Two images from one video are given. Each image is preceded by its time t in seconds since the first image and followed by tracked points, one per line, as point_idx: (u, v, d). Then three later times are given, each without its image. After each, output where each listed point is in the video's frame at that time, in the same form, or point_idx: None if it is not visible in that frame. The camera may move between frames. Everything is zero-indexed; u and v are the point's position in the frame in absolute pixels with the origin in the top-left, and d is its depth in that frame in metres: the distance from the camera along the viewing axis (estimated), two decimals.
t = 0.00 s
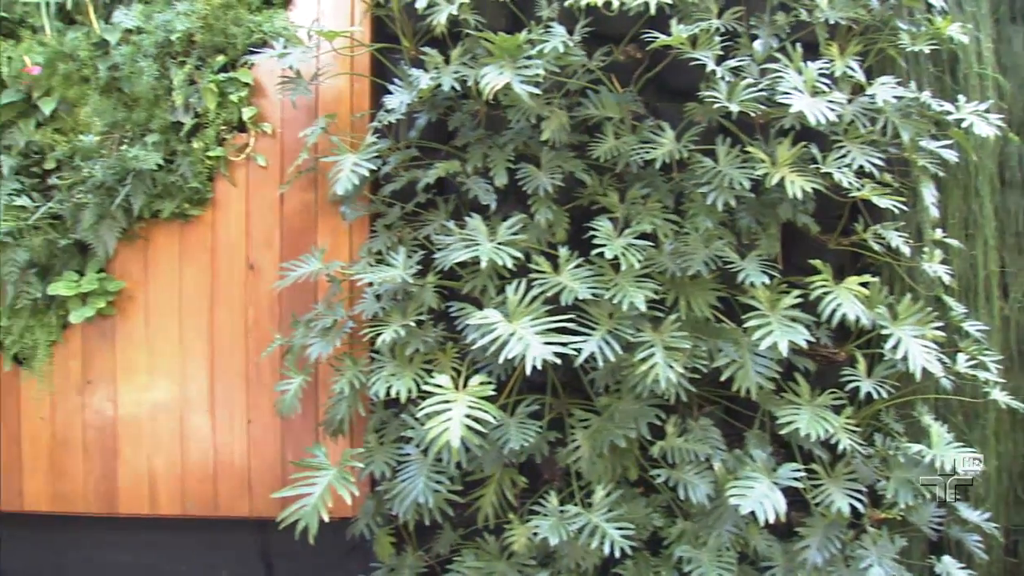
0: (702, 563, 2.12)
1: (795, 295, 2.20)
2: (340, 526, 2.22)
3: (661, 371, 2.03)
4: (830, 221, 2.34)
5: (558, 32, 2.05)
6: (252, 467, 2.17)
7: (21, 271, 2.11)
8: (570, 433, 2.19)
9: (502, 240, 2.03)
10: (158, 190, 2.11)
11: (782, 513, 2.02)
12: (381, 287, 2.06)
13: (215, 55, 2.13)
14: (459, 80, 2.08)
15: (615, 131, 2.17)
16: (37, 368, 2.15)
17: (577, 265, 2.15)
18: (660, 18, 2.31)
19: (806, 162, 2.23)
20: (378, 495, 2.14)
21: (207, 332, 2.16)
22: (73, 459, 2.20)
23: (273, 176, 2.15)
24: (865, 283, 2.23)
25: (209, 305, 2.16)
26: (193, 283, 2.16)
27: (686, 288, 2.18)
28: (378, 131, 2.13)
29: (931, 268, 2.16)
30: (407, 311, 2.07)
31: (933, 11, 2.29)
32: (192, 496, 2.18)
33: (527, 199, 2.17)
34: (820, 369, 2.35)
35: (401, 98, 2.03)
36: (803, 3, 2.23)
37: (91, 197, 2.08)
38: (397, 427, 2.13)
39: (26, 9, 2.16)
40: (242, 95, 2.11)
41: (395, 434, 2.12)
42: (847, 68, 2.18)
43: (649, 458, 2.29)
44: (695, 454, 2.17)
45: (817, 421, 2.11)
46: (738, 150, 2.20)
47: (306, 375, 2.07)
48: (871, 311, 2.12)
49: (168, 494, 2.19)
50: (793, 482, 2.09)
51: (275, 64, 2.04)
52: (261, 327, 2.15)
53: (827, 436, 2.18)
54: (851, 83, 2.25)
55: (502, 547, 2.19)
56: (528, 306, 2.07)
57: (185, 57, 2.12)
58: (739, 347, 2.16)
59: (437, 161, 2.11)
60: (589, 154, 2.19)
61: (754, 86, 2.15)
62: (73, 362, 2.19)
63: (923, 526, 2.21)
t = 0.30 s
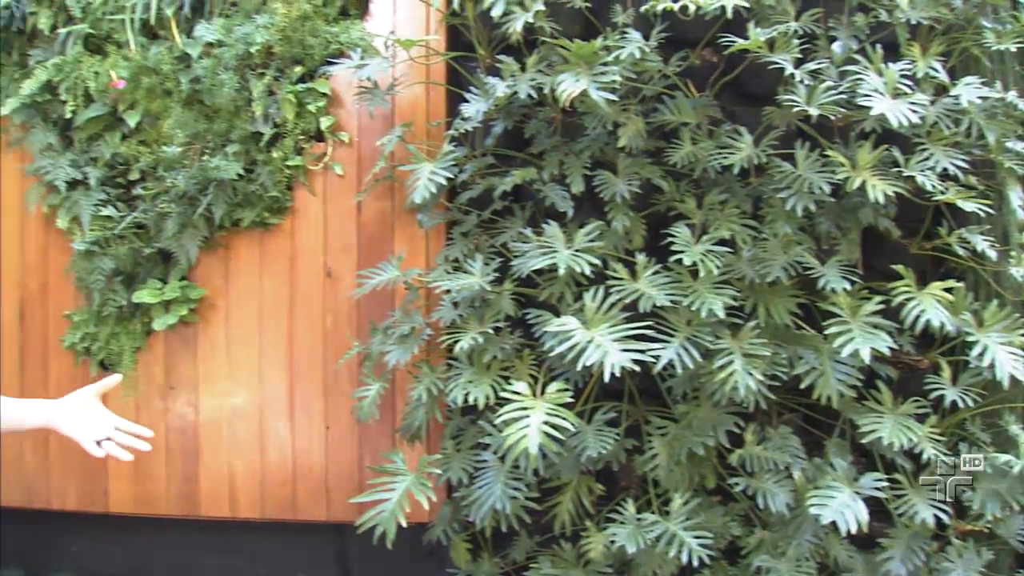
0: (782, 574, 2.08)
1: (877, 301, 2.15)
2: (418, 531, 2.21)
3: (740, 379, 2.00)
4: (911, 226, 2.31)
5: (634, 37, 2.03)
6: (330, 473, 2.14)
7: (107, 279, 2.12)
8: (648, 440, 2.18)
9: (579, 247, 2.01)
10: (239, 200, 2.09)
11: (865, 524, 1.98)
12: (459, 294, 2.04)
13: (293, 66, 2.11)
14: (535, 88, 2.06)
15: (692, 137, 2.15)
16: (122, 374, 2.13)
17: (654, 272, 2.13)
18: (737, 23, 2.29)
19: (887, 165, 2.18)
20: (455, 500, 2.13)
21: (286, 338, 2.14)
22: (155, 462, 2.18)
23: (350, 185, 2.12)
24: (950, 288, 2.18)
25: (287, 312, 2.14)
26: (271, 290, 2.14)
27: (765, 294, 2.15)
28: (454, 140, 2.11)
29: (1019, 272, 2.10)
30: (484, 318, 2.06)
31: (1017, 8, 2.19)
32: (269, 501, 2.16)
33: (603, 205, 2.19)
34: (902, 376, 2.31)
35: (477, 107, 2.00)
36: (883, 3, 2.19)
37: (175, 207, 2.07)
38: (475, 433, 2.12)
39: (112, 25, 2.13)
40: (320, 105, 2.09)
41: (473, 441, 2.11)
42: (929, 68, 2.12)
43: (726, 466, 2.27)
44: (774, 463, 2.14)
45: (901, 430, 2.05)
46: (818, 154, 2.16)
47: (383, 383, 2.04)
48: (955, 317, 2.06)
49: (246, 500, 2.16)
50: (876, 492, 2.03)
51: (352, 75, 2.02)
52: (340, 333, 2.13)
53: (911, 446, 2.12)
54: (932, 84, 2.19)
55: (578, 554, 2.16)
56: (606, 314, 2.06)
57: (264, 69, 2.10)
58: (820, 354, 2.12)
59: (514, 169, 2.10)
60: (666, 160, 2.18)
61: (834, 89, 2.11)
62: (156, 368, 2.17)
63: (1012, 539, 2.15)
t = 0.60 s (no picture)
0: None
1: (951, 314, 2.10)
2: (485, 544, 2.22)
3: (809, 394, 1.96)
4: (986, 236, 2.26)
5: (700, 49, 2.02)
6: (396, 485, 2.11)
7: (178, 293, 2.10)
8: (715, 455, 2.16)
9: (646, 260, 2.00)
10: (308, 215, 2.06)
11: (939, 541, 1.94)
12: (527, 308, 2.03)
13: (359, 82, 2.10)
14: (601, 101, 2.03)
15: (759, 149, 2.14)
16: (193, 386, 2.11)
17: (722, 285, 2.12)
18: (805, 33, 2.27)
19: (960, 175, 2.14)
20: (521, 514, 2.12)
21: (353, 351, 2.10)
22: (224, 473, 2.16)
23: (417, 199, 2.09)
24: None
25: (354, 325, 2.10)
26: (338, 303, 2.11)
27: (835, 307, 2.12)
28: (521, 154, 2.09)
29: None
30: (551, 331, 2.04)
31: None
32: (336, 512, 2.13)
33: (670, 218, 2.17)
34: (976, 391, 2.26)
35: (544, 120, 1.99)
36: (954, 10, 2.16)
37: (245, 222, 2.05)
38: (542, 446, 2.11)
39: (183, 44, 2.13)
40: (387, 121, 2.07)
41: (540, 454, 2.10)
42: (1004, 75, 2.07)
43: (795, 481, 2.24)
44: (844, 478, 2.09)
45: (975, 447, 2.00)
46: (888, 164, 2.12)
47: (451, 396, 2.00)
48: None
49: (313, 510, 2.13)
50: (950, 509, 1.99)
51: (418, 90, 1.99)
52: (407, 347, 2.09)
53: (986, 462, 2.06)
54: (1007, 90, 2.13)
55: (645, 570, 2.14)
56: (674, 327, 2.04)
57: (331, 85, 2.09)
58: (892, 368, 2.07)
59: (580, 183, 2.08)
60: (733, 172, 2.17)
61: (904, 98, 2.07)
62: (226, 380, 2.14)
63: None
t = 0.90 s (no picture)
0: None
1: (1011, 322, 2.05)
2: (537, 553, 2.25)
3: (866, 403, 1.93)
4: None
5: (752, 57, 2.00)
6: (448, 493, 2.10)
7: (232, 302, 2.10)
8: (770, 465, 2.13)
9: (699, 269, 1.98)
10: (361, 225, 2.05)
11: (1001, 555, 1.89)
12: (579, 316, 2.03)
13: (411, 92, 2.08)
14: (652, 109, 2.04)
15: (813, 155, 2.11)
16: (247, 395, 2.10)
17: (776, 293, 2.10)
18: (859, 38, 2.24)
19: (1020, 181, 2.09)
20: (574, 523, 2.12)
21: (405, 359, 2.09)
22: (277, 480, 2.15)
23: (469, 208, 2.07)
24: None
25: (406, 334, 2.09)
26: (390, 312, 2.09)
27: (891, 315, 2.09)
28: (573, 163, 2.07)
29: None
30: (604, 340, 2.03)
31: None
32: (389, 519, 2.12)
33: (723, 226, 2.17)
34: None
35: (596, 129, 1.98)
36: (1012, 13, 2.12)
37: (298, 232, 2.04)
38: (594, 456, 2.10)
39: (237, 57, 2.11)
40: (439, 130, 2.05)
41: (593, 463, 2.09)
42: None
43: (851, 491, 2.20)
44: (902, 489, 2.05)
45: None
46: (945, 171, 2.07)
47: (503, 405, 1.98)
48: None
49: (365, 518, 2.12)
50: (1012, 521, 1.95)
51: (470, 100, 1.98)
52: (459, 355, 2.08)
53: None
54: None
55: None
56: (728, 336, 2.03)
57: (382, 96, 2.07)
58: (950, 377, 2.03)
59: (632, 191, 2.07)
60: (786, 180, 2.15)
61: (961, 103, 2.02)
62: (279, 389, 2.14)
63: None
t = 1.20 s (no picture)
0: None
1: None
2: (586, 567, 2.25)
3: (920, 417, 1.89)
4: None
5: (802, 68, 1.98)
6: (497, 505, 2.08)
7: (282, 316, 2.10)
8: (822, 479, 2.11)
9: (749, 282, 1.96)
10: (410, 238, 2.05)
11: None
12: (628, 329, 2.02)
13: (459, 106, 2.07)
14: (700, 121, 2.03)
15: (864, 166, 2.09)
16: (297, 408, 2.11)
17: (828, 306, 2.07)
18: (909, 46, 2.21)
19: None
20: (624, 537, 2.11)
21: (454, 372, 2.09)
22: (326, 492, 2.15)
23: (517, 222, 2.07)
24: None
25: (455, 347, 2.09)
26: (439, 325, 2.10)
27: (945, 327, 2.04)
28: (621, 176, 2.06)
29: None
30: (654, 354, 2.01)
31: None
32: (438, 532, 2.10)
33: (773, 238, 2.16)
34: None
35: (645, 142, 1.97)
36: None
37: (348, 246, 2.03)
38: (644, 469, 2.09)
39: (287, 73, 2.13)
40: (487, 144, 2.05)
41: (643, 477, 2.08)
42: None
43: (905, 507, 2.16)
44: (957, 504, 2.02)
45: None
46: (1000, 180, 2.04)
47: (553, 418, 1.97)
48: None
49: (414, 530, 2.11)
50: None
51: (518, 114, 1.98)
52: (508, 368, 2.07)
53: None
54: None
55: None
56: (779, 349, 2.00)
57: (431, 110, 2.07)
58: (1007, 391, 1.99)
59: (681, 204, 2.06)
60: (837, 191, 2.13)
61: (1017, 111, 1.98)
62: (329, 401, 2.15)
63: None
